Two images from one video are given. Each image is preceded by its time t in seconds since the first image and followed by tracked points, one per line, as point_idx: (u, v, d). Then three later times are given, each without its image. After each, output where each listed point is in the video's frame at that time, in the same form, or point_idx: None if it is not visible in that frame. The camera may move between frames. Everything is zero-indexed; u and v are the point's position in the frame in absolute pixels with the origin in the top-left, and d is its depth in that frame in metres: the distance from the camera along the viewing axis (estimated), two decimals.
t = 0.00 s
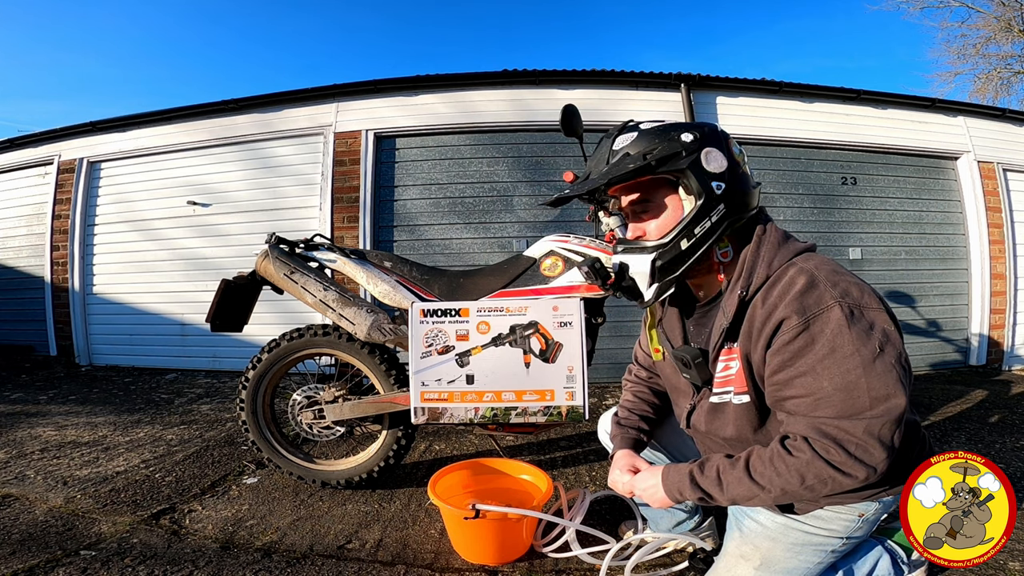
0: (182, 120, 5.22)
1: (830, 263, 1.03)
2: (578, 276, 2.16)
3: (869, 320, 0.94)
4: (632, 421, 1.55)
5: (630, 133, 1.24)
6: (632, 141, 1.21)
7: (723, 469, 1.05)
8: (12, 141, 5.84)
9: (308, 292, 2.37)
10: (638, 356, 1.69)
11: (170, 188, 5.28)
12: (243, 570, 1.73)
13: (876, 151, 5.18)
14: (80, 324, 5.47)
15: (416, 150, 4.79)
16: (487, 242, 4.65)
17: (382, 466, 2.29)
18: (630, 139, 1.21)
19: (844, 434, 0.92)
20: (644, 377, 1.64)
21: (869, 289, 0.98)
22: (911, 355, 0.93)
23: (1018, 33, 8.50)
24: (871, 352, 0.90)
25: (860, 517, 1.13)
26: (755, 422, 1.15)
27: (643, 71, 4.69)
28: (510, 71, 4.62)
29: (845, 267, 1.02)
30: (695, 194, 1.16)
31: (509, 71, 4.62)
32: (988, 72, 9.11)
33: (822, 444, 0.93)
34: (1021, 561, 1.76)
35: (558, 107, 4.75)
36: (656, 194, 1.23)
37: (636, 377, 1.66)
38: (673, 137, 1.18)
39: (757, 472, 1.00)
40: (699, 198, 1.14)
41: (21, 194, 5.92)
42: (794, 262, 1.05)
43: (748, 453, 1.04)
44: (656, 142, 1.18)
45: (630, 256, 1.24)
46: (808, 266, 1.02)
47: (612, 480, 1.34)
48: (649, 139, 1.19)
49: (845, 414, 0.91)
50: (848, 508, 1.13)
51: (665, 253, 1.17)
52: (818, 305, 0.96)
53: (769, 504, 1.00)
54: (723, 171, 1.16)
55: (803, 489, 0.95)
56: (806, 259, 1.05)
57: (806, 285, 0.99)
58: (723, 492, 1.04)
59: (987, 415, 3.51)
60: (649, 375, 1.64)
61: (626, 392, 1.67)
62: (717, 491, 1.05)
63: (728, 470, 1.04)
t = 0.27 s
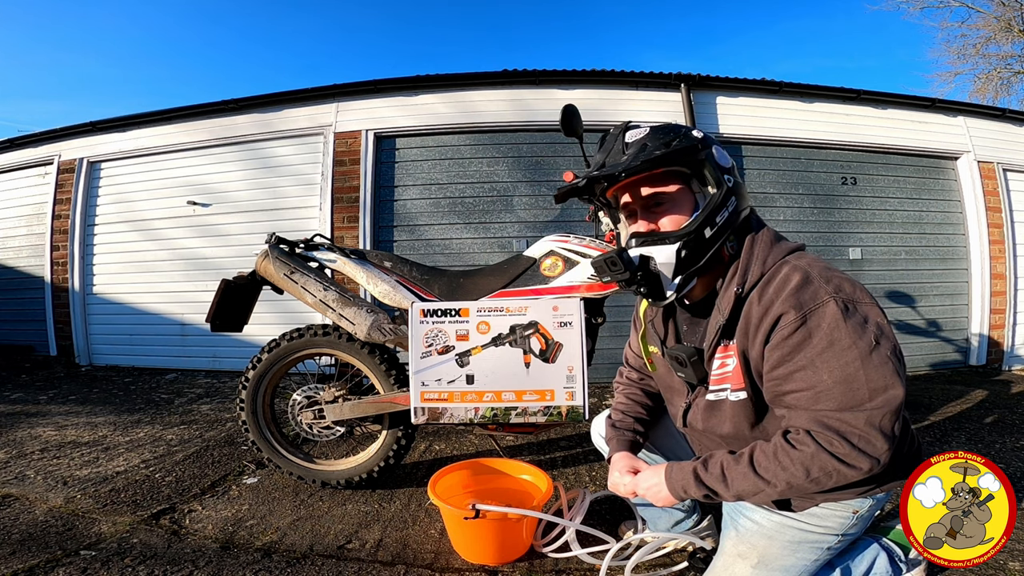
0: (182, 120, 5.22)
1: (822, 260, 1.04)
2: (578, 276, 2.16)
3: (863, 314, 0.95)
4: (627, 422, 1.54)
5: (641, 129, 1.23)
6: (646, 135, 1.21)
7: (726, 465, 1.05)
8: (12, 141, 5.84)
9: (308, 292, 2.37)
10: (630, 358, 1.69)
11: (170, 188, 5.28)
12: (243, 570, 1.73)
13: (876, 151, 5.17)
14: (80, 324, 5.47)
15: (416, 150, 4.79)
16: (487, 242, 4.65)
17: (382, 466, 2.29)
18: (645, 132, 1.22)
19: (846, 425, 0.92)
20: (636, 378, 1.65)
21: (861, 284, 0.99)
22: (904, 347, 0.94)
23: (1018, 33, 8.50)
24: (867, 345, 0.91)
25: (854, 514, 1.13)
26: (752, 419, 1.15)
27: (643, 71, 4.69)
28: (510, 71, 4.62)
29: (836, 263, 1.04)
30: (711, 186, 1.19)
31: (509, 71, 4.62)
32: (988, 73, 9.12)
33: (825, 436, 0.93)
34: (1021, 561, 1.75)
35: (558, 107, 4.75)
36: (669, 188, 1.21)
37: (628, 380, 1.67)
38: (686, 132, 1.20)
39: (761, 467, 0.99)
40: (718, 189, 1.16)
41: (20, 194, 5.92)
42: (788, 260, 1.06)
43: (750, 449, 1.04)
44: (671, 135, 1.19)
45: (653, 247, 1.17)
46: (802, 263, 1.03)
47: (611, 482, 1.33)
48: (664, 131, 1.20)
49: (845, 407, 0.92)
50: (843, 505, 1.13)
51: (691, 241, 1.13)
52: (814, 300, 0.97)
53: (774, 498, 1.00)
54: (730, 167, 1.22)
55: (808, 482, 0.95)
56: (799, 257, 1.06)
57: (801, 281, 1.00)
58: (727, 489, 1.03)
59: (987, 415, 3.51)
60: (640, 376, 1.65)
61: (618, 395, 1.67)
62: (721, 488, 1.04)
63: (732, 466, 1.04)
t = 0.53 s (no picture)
0: (181, 120, 5.22)
1: (809, 259, 1.05)
2: (578, 276, 2.16)
3: (852, 311, 0.95)
4: (621, 424, 1.54)
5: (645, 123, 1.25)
6: (651, 128, 1.21)
7: (725, 463, 1.04)
8: (12, 141, 5.84)
9: (308, 292, 2.37)
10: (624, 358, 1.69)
11: (170, 187, 5.28)
12: (243, 570, 1.73)
13: (876, 151, 5.18)
14: (80, 324, 5.47)
15: (416, 150, 4.79)
16: (487, 242, 4.65)
17: (382, 466, 2.29)
18: (649, 126, 1.22)
19: (842, 420, 0.92)
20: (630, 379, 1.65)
21: (848, 281, 1.00)
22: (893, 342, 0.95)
23: (1018, 33, 8.50)
24: (858, 340, 0.91)
25: (851, 512, 1.14)
26: (746, 416, 1.15)
27: (643, 71, 4.69)
28: (510, 71, 4.62)
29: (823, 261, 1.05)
30: (709, 182, 1.21)
31: (509, 71, 4.62)
32: (988, 73, 9.12)
33: (822, 431, 0.93)
34: (1021, 561, 1.75)
35: (558, 107, 4.75)
36: (669, 181, 1.23)
37: (621, 381, 1.67)
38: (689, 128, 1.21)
39: (760, 464, 0.99)
40: (717, 185, 1.18)
41: (20, 194, 5.92)
42: (776, 258, 1.07)
43: (748, 446, 1.04)
44: (676, 129, 1.20)
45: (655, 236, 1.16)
46: (789, 261, 1.04)
47: (608, 484, 1.33)
48: (668, 126, 1.21)
49: (840, 402, 0.92)
50: (839, 504, 1.13)
51: (692, 231, 1.13)
52: (803, 297, 0.97)
53: (775, 494, 1.00)
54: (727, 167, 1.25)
55: (808, 478, 0.95)
56: (787, 255, 1.07)
57: (790, 279, 1.00)
58: (727, 487, 1.03)
59: (987, 415, 3.51)
60: (634, 377, 1.65)
61: (612, 395, 1.67)
62: (722, 487, 1.04)
63: (731, 465, 1.04)
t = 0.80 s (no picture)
0: (181, 120, 5.22)
1: (795, 253, 1.06)
2: (578, 276, 2.16)
3: (837, 302, 0.96)
4: (617, 421, 1.54)
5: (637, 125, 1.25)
6: (643, 129, 1.22)
7: (717, 454, 1.04)
8: (12, 141, 5.84)
9: (308, 292, 2.37)
10: (621, 359, 1.69)
11: (170, 187, 5.28)
12: (243, 570, 1.73)
13: (876, 151, 5.17)
14: (80, 324, 5.47)
15: (415, 150, 4.79)
16: (487, 242, 4.65)
17: (382, 466, 2.29)
18: (641, 128, 1.23)
19: (831, 409, 0.92)
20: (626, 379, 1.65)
21: (833, 274, 1.01)
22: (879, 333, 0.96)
23: (1018, 33, 8.50)
24: (843, 329, 0.92)
25: (846, 510, 1.13)
26: (739, 409, 1.15)
27: (643, 71, 4.69)
28: (510, 71, 4.62)
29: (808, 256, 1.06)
30: (699, 181, 1.21)
31: (509, 71, 4.62)
32: (988, 73, 9.12)
33: (813, 419, 0.93)
34: (1021, 561, 1.74)
35: (558, 107, 4.75)
36: (661, 181, 1.24)
37: (618, 380, 1.67)
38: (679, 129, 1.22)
39: (752, 453, 0.99)
40: (707, 184, 1.19)
41: (20, 194, 5.93)
42: (763, 253, 1.08)
43: (740, 437, 1.03)
44: (666, 131, 1.20)
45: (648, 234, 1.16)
46: (777, 255, 1.05)
47: (601, 479, 1.33)
48: (659, 127, 1.21)
49: (828, 390, 0.92)
50: (834, 503, 1.13)
51: (683, 229, 1.14)
52: (789, 289, 0.98)
53: (768, 485, 0.99)
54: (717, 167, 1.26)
55: (800, 467, 0.94)
56: (774, 250, 1.08)
57: (776, 271, 1.01)
58: (720, 478, 1.02)
59: (987, 415, 3.51)
60: (630, 376, 1.66)
61: (608, 395, 1.66)
62: (715, 478, 1.04)
63: (724, 455, 1.03)
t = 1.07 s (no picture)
0: (181, 120, 5.22)
1: (790, 256, 1.06)
2: (578, 276, 2.16)
3: (831, 304, 0.96)
4: (614, 421, 1.54)
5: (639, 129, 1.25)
6: (644, 134, 1.21)
7: (714, 453, 1.04)
8: (12, 141, 5.84)
9: (308, 292, 2.37)
10: (619, 359, 1.69)
11: (170, 187, 5.28)
12: (243, 570, 1.73)
13: (876, 151, 5.18)
14: (80, 324, 5.47)
15: (415, 150, 4.79)
16: (487, 242, 4.65)
17: (382, 466, 2.29)
18: (642, 132, 1.23)
19: (825, 409, 0.92)
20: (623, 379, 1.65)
21: (827, 277, 1.02)
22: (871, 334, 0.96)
23: (1018, 33, 8.50)
24: (837, 331, 0.92)
25: (841, 508, 1.13)
26: (734, 409, 1.16)
27: (643, 71, 4.69)
28: (510, 71, 4.62)
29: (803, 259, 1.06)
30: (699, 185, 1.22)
31: (509, 71, 4.62)
32: (988, 73, 9.12)
33: (807, 419, 0.93)
34: (1021, 561, 1.74)
35: (558, 107, 4.75)
36: (663, 185, 1.24)
37: (615, 380, 1.67)
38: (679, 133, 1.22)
39: (748, 452, 0.99)
40: (707, 188, 1.19)
41: (21, 194, 5.93)
42: (759, 256, 1.08)
43: (736, 436, 1.03)
44: (667, 135, 1.20)
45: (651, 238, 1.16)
46: (773, 258, 1.05)
47: (599, 478, 1.33)
48: (660, 131, 1.21)
49: (822, 390, 0.92)
50: (829, 500, 1.13)
51: (686, 232, 1.14)
52: (785, 291, 0.99)
53: (763, 483, 0.99)
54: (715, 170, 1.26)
55: (794, 466, 0.94)
56: (769, 253, 1.08)
57: (772, 274, 1.01)
58: (716, 477, 1.03)
59: (987, 415, 3.51)
60: (627, 376, 1.66)
61: (605, 395, 1.66)
62: (711, 477, 1.04)
63: (720, 454, 1.04)
